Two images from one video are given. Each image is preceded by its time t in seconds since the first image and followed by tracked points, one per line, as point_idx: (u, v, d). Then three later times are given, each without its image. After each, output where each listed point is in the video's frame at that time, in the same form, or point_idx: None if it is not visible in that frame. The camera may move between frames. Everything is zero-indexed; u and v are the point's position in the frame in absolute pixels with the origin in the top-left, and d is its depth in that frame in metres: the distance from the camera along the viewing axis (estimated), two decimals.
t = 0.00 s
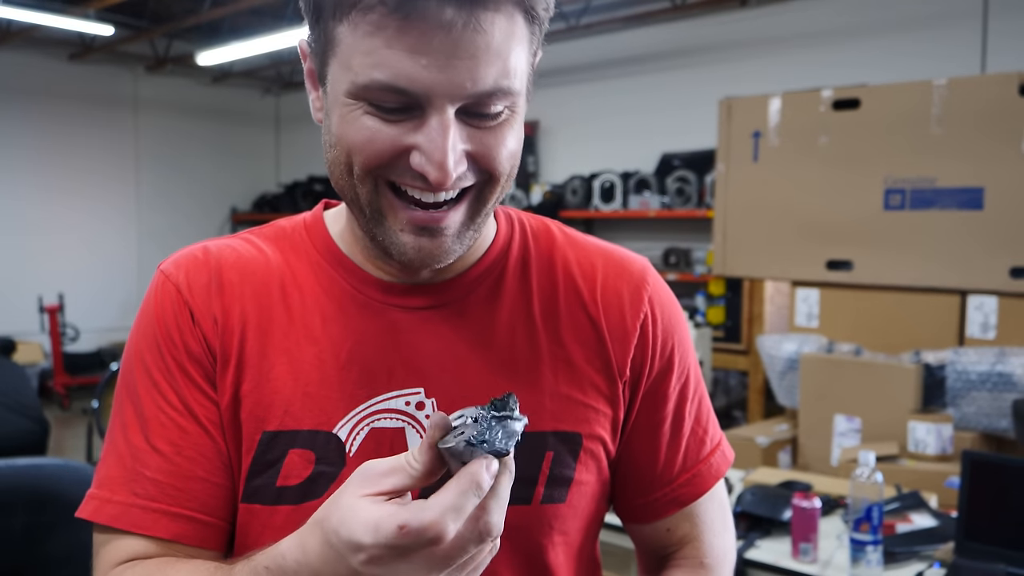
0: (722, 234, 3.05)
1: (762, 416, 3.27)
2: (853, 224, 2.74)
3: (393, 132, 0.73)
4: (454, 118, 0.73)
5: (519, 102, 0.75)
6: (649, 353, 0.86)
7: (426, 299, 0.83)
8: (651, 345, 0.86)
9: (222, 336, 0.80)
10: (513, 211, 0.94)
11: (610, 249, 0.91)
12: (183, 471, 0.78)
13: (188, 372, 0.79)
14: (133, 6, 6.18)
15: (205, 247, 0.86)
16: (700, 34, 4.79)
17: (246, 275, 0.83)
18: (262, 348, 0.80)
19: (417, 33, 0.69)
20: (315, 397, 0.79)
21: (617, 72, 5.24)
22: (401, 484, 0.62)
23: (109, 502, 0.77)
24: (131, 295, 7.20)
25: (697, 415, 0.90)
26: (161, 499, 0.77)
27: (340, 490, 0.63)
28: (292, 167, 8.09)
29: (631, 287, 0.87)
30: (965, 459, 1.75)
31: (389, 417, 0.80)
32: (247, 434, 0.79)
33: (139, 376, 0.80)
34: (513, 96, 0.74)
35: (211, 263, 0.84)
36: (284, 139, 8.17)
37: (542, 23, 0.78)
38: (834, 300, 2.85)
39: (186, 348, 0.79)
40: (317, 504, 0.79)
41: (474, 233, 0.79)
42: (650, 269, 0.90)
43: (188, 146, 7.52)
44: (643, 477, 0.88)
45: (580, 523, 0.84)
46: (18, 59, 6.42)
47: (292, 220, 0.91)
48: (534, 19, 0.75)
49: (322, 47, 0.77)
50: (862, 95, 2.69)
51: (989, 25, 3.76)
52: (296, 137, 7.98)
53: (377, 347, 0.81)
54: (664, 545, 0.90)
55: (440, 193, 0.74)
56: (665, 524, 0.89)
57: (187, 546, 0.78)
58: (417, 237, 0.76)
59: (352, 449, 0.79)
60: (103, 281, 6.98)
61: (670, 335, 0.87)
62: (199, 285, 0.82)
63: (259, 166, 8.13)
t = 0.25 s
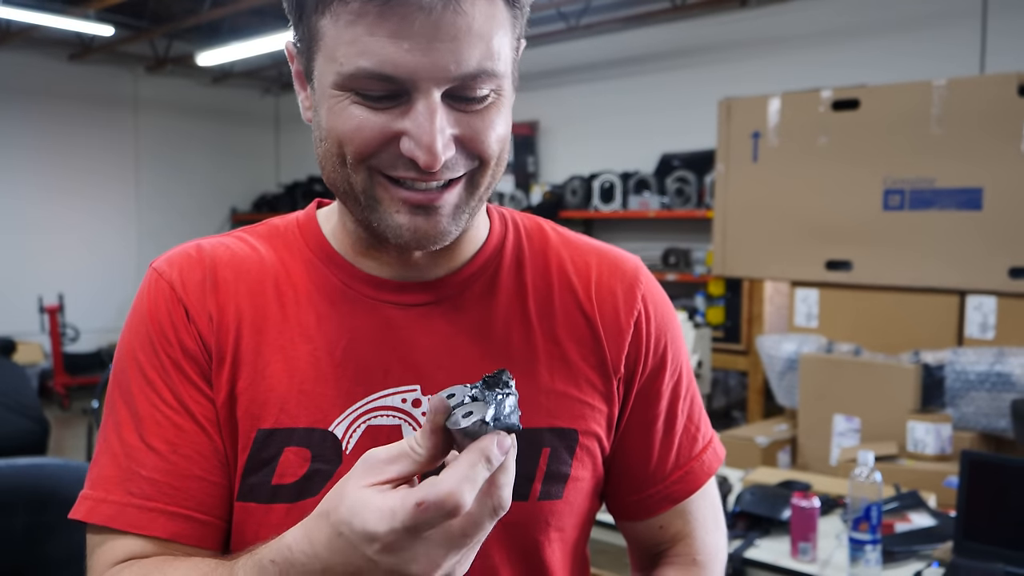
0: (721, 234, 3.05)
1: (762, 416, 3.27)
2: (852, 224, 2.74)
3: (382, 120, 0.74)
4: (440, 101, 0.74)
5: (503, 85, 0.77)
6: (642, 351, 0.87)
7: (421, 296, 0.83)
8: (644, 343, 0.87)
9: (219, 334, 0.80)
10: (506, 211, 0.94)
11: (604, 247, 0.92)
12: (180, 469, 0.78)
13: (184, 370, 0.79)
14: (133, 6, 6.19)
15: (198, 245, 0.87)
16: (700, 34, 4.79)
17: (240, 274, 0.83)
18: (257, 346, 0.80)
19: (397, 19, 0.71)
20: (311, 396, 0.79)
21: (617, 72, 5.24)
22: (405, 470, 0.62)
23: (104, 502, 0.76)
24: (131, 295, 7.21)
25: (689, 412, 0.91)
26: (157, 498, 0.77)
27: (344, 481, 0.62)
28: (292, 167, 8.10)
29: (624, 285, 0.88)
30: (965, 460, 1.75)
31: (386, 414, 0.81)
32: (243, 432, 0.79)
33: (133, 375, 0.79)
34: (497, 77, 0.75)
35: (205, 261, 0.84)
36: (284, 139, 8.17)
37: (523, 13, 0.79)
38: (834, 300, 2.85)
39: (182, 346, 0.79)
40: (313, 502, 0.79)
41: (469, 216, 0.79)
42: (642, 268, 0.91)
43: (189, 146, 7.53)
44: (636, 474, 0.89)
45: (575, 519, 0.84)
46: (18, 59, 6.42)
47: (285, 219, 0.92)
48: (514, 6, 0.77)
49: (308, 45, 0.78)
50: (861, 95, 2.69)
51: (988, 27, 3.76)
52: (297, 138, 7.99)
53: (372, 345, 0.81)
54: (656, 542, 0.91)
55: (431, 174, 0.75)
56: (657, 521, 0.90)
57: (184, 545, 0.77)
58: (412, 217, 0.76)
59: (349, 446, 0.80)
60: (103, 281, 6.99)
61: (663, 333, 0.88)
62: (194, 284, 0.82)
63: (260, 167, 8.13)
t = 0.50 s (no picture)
0: (721, 234, 3.04)
1: (761, 416, 3.28)
2: (852, 224, 2.75)
3: (357, 102, 0.72)
4: (416, 85, 0.72)
5: (481, 78, 0.75)
6: (630, 348, 0.86)
7: (410, 292, 0.81)
8: (632, 341, 0.86)
9: (210, 332, 0.78)
10: (493, 209, 0.93)
11: (592, 246, 0.91)
12: (175, 465, 0.75)
13: (175, 367, 0.77)
14: (133, 6, 6.19)
15: (186, 245, 0.84)
16: (700, 34, 4.80)
17: (229, 273, 0.81)
18: (248, 343, 0.78)
19: None
20: (301, 394, 0.77)
21: (617, 72, 5.25)
22: (413, 442, 0.57)
23: (98, 501, 0.73)
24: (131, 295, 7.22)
25: (677, 410, 0.91)
26: (152, 494, 0.74)
27: (349, 455, 0.57)
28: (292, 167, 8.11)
29: (612, 283, 0.87)
30: (963, 458, 1.75)
31: (375, 412, 0.78)
32: (234, 430, 0.77)
33: (124, 373, 0.77)
34: (475, 67, 0.73)
35: (195, 261, 0.82)
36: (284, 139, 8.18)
37: (505, 14, 0.79)
38: (833, 300, 2.87)
39: (174, 344, 0.77)
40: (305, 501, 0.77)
41: (449, 207, 0.76)
42: (630, 267, 0.90)
43: (189, 146, 7.54)
44: (625, 474, 0.88)
45: (565, 517, 0.83)
46: (18, 58, 6.42)
47: (273, 219, 0.89)
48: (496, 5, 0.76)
49: (292, 35, 0.77)
50: (860, 96, 2.70)
51: (987, 27, 3.77)
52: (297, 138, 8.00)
53: (362, 342, 0.79)
54: (645, 540, 0.90)
55: (405, 158, 0.71)
56: (645, 520, 0.90)
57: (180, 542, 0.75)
58: (389, 202, 0.72)
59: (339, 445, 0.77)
60: (103, 280, 6.99)
61: (651, 331, 0.88)
62: (184, 283, 0.80)
63: (260, 167, 8.14)
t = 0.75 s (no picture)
0: (721, 234, 3.05)
1: (761, 415, 3.28)
2: (852, 224, 2.75)
3: (344, 72, 0.72)
4: (402, 52, 0.72)
5: (470, 55, 0.75)
6: (623, 347, 0.86)
7: (402, 292, 0.80)
8: (626, 340, 0.86)
9: (201, 332, 0.76)
10: (487, 209, 0.93)
11: (584, 245, 0.91)
12: (167, 468, 0.73)
13: (167, 367, 0.75)
14: (133, 6, 6.19)
15: (177, 245, 0.83)
16: (700, 34, 4.80)
17: (221, 272, 0.80)
18: (240, 344, 0.76)
19: None
20: (295, 396, 0.76)
21: (616, 72, 5.25)
22: (415, 460, 0.56)
23: (88, 504, 0.71)
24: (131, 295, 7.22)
25: (669, 409, 0.91)
26: (144, 497, 0.72)
27: (349, 462, 0.56)
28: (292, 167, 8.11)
29: (605, 282, 0.86)
30: (963, 457, 1.77)
31: (369, 414, 0.77)
32: (225, 433, 0.75)
33: (114, 374, 0.75)
34: (461, 42, 0.74)
35: (186, 261, 0.80)
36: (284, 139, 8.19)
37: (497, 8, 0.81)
38: (833, 300, 2.87)
39: (165, 344, 0.75)
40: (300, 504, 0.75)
41: (439, 187, 0.74)
42: (623, 267, 0.90)
43: (189, 146, 7.54)
44: (617, 473, 0.88)
45: (558, 518, 0.83)
46: (18, 58, 6.42)
47: (264, 219, 0.88)
48: None
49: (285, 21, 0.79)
50: (860, 96, 2.70)
51: (987, 28, 3.78)
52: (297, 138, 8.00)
53: (355, 342, 0.78)
54: (637, 539, 0.90)
55: (389, 122, 0.70)
56: (638, 518, 0.90)
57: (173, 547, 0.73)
58: (376, 174, 0.71)
59: (333, 447, 0.76)
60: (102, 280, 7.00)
61: (644, 331, 0.88)
62: (175, 282, 0.78)
63: (260, 167, 8.15)
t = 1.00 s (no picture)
0: (721, 234, 3.06)
1: (761, 415, 3.28)
2: (852, 224, 2.76)
3: (342, 76, 0.71)
4: (401, 57, 0.71)
5: (470, 58, 0.74)
6: (619, 347, 0.86)
7: (398, 292, 0.80)
8: (622, 339, 0.86)
9: (197, 330, 0.76)
10: (483, 208, 0.93)
11: (580, 244, 0.91)
12: (163, 466, 0.72)
13: (161, 366, 0.74)
14: (133, 6, 6.19)
15: (170, 241, 0.82)
16: (700, 34, 4.80)
17: (216, 270, 0.79)
18: (236, 342, 0.76)
19: None
20: (292, 396, 0.76)
21: (617, 72, 5.25)
22: (408, 444, 0.55)
23: (80, 503, 0.70)
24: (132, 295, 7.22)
25: (664, 409, 0.91)
26: (138, 496, 0.71)
27: (340, 450, 0.55)
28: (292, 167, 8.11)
29: (601, 282, 0.87)
30: (964, 458, 1.76)
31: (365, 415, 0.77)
32: (221, 433, 0.75)
33: (106, 372, 0.73)
34: (462, 46, 0.73)
35: (179, 258, 0.79)
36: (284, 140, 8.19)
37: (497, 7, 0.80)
38: (833, 300, 2.86)
39: (159, 342, 0.74)
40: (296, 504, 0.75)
41: (437, 189, 0.74)
42: (619, 266, 0.90)
43: (189, 146, 7.55)
44: (611, 472, 0.89)
45: (554, 517, 0.84)
46: (18, 59, 6.42)
47: (257, 216, 0.87)
48: None
49: (283, 18, 0.78)
50: (861, 96, 2.70)
51: (987, 28, 3.78)
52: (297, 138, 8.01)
53: (353, 343, 0.78)
54: (631, 537, 0.92)
55: (389, 128, 0.70)
56: (632, 517, 0.91)
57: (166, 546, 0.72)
58: (374, 177, 0.71)
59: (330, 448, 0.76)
60: (102, 280, 6.99)
61: (639, 330, 0.88)
62: (169, 280, 0.77)
63: (260, 167, 8.15)
